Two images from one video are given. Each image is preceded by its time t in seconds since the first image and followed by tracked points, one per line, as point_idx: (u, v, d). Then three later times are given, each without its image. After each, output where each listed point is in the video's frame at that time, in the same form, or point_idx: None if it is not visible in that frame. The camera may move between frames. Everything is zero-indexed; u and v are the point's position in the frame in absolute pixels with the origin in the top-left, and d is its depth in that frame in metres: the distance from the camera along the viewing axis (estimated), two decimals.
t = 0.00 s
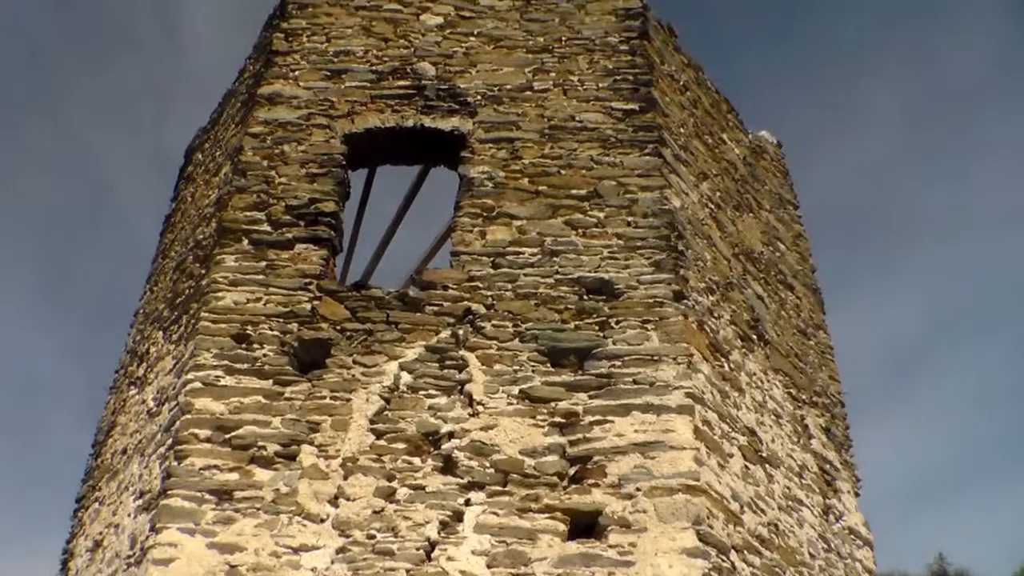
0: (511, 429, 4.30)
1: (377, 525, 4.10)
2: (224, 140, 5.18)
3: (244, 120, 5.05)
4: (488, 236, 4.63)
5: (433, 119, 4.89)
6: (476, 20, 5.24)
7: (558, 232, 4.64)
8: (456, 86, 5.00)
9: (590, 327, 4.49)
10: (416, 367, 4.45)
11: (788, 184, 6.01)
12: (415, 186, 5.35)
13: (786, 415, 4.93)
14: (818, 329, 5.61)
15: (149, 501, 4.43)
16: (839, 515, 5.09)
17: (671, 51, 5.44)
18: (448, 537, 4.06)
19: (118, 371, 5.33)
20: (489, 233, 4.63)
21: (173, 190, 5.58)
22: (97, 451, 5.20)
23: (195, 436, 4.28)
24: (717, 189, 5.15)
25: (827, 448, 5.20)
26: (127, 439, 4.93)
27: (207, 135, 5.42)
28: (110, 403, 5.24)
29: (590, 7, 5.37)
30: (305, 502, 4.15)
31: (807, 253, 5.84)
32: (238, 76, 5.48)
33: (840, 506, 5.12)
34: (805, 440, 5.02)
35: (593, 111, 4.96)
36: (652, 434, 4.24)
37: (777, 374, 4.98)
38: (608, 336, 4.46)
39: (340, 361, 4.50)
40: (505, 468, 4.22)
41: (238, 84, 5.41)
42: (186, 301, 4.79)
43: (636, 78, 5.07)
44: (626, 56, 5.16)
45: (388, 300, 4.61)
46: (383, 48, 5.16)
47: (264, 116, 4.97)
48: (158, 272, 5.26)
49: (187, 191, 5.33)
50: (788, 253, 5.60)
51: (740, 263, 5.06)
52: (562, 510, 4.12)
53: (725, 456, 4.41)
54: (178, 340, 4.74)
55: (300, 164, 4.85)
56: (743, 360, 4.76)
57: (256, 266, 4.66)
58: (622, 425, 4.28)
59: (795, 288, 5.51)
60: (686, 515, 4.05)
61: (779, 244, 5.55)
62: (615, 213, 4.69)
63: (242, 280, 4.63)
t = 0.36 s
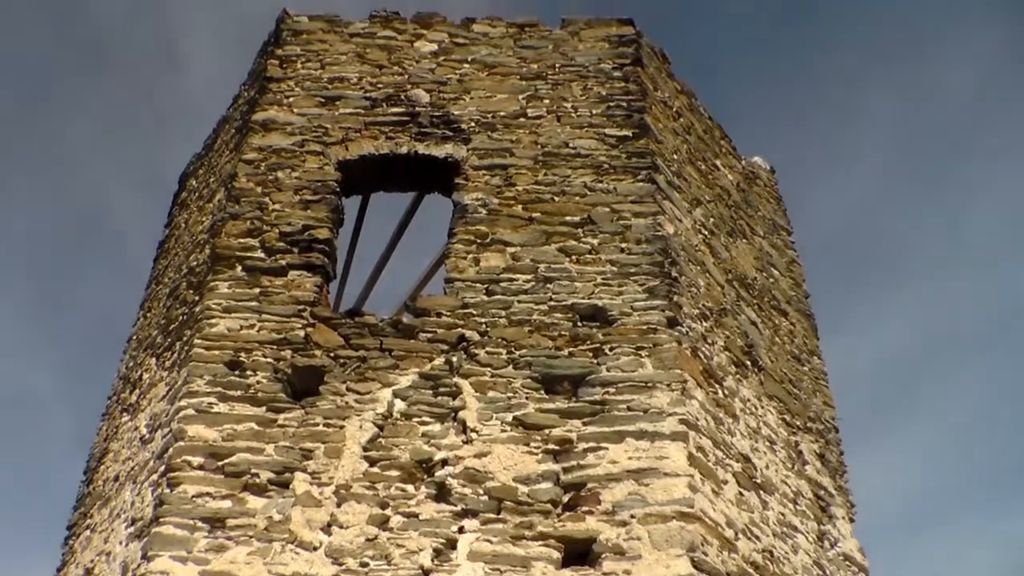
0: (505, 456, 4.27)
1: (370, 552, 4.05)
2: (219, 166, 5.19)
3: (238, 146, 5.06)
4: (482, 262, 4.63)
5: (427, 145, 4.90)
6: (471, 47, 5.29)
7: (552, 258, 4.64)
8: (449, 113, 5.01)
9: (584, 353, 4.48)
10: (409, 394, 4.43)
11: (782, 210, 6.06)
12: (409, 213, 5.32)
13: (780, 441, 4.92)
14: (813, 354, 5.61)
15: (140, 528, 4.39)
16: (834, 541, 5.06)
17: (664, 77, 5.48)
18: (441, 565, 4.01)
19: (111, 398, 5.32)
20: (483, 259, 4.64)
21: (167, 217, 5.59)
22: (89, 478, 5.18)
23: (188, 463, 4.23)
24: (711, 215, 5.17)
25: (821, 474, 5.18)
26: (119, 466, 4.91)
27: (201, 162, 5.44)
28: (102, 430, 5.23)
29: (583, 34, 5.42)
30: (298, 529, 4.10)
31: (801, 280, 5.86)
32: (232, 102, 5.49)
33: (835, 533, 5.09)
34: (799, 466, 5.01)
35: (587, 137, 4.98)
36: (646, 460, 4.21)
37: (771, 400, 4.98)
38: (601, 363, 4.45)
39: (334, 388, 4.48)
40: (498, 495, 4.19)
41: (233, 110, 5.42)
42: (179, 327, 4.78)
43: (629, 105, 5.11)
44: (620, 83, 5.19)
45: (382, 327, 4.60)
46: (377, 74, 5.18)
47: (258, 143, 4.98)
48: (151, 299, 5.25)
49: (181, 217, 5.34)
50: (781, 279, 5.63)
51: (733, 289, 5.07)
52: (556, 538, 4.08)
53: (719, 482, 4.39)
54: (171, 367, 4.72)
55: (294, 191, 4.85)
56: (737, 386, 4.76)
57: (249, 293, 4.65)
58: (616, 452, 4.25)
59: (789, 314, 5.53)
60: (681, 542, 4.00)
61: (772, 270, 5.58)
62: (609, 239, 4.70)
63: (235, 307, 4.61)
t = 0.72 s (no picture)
0: (492, 488, 4.23)
1: None
2: (207, 196, 5.21)
3: (226, 176, 5.07)
4: (469, 293, 4.63)
5: (415, 176, 4.93)
6: (459, 78, 5.33)
7: (539, 289, 4.64)
8: (437, 144, 5.05)
9: (572, 385, 4.46)
10: (396, 426, 4.40)
11: (769, 241, 6.15)
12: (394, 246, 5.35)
13: (768, 472, 4.91)
14: (800, 385, 5.65)
15: (125, 559, 4.33)
16: (823, 572, 5.03)
17: (651, 109, 5.55)
18: None
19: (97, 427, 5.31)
20: (470, 291, 4.64)
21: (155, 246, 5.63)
22: (73, 507, 5.16)
23: (174, 493, 4.17)
24: (699, 246, 5.22)
25: (809, 505, 5.16)
26: (104, 496, 4.89)
27: (189, 191, 5.48)
28: (88, 459, 5.22)
29: (571, 65, 5.48)
30: (284, 561, 4.02)
31: (788, 310, 5.92)
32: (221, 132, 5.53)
33: (824, 563, 5.05)
34: (787, 497, 5.00)
35: (574, 169, 5.02)
36: (633, 492, 4.17)
37: (759, 431, 4.98)
38: (589, 395, 4.42)
39: (321, 419, 4.43)
40: (486, 527, 4.13)
41: (221, 140, 5.44)
42: (165, 357, 4.77)
43: (617, 136, 5.16)
44: (607, 114, 5.25)
45: (369, 358, 4.58)
46: (366, 105, 5.22)
47: (247, 173, 4.98)
48: (138, 328, 5.27)
49: (168, 247, 5.38)
50: (768, 309, 5.68)
51: (721, 320, 5.10)
52: (544, 570, 4.01)
53: (706, 514, 4.34)
54: (157, 397, 4.70)
55: (281, 222, 4.86)
56: (725, 418, 4.74)
57: (237, 322, 4.62)
58: (603, 484, 4.21)
59: (776, 345, 5.57)
60: (669, 573, 3.93)
61: (760, 301, 5.64)
62: (597, 270, 4.71)
63: (223, 336, 4.58)
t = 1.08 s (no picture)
0: (481, 532, 4.13)
1: None
2: (199, 236, 5.25)
3: (218, 217, 5.10)
4: (460, 337, 4.64)
5: (406, 220, 4.99)
6: (451, 122, 5.43)
7: (530, 333, 4.66)
8: (430, 187, 5.13)
9: (562, 429, 4.42)
10: (386, 469, 4.32)
11: (760, 286, 6.23)
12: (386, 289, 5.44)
13: (759, 517, 4.88)
14: (791, 430, 5.67)
15: None
16: None
17: (642, 154, 5.63)
18: None
19: (86, 467, 5.30)
20: (461, 334, 4.65)
21: (148, 287, 5.67)
22: (60, 548, 5.12)
23: (162, 534, 4.07)
24: (689, 291, 5.28)
25: (801, 549, 5.10)
26: (91, 537, 4.85)
27: (182, 232, 5.53)
28: (76, 499, 5.20)
29: (563, 109, 5.58)
30: None
31: (779, 354, 5.99)
32: (213, 173, 5.59)
33: None
34: (779, 542, 4.94)
35: (565, 213, 5.07)
36: (623, 537, 4.07)
37: (749, 476, 4.98)
38: (579, 439, 4.38)
39: (311, 462, 4.36)
40: (475, 571, 4.03)
41: (213, 182, 5.50)
42: (156, 398, 4.74)
43: (608, 180, 5.22)
44: (598, 159, 5.33)
45: (359, 401, 4.54)
46: (358, 147, 5.29)
47: (239, 214, 5.01)
48: (129, 367, 5.31)
49: (160, 288, 5.43)
50: (759, 354, 5.73)
51: (711, 364, 5.13)
52: None
53: (697, 559, 4.25)
54: (147, 437, 4.67)
55: (273, 263, 4.87)
56: (715, 462, 4.74)
57: (227, 363, 4.59)
58: (593, 528, 4.11)
59: (766, 389, 5.61)
60: None
61: (750, 345, 5.69)
62: (587, 314, 4.73)
63: (213, 377, 4.53)
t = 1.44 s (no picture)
0: (479, 556, 4.12)
1: None
2: (197, 259, 5.27)
3: (216, 240, 5.11)
4: (458, 361, 4.65)
5: (405, 244, 5.01)
6: (450, 147, 5.46)
7: (528, 358, 4.67)
8: (428, 212, 5.15)
9: (559, 454, 4.43)
10: (383, 493, 4.32)
11: (757, 311, 6.26)
12: (383, 313, 5.47)
13: (756, 542, 4.89)
14: (788, 455, 5.69)
15: None
16: None
17: (640, 180, 5.67)
18: None
19: (82, 489, 5.29)
20: (459, 358, 4.66)
21: (146, 309, 5.68)
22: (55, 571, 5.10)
23: (158, 557, 4.05)
24: (687, 316, 5.31)
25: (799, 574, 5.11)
26: (86, 559, 4.83)
27: (180, 255, 5.56)
28: (72, 521, 5.19)
29: (561, 135, 5.61)
30: None
31: (776, 379, 6.02)
32: (212, 197, 5.62)
33: None
34: (776, 566, 4.94)
35: (564, 238, 5.10)
36: (620, 562, 4.07)
37: (746, 501, 4.99)
38: (577, 464, 4.39)
39: (308, 485, 4.35)
40: None
41: (212, 205, 5.52)
42: (152, 420, 4.74)
43: (606, 206, 5.25)
44: (597, 184, 5.36)
45: (357, 425, 4.54)
46: (357, 172, 5.31)
47: (237, 238, 5.03)
48: (126, 389, 5.32)
49: (158, 310, 5.44)
50: (756, 379, 5.76)
51: (709, 390, 5.16)
52: None
53: None
54: (143, 460, 4.66)
55: (271, 287, 4.88)
56: (713, 487, 4.75)
57: (224, 386, 4.59)
58: (590, 553, 4.11)
59: (764, 415, 5.63)
60: None
61: (748, 370, 5.73)
62: (585, 339, 4.75)
63: (210, 401, 4.53)
